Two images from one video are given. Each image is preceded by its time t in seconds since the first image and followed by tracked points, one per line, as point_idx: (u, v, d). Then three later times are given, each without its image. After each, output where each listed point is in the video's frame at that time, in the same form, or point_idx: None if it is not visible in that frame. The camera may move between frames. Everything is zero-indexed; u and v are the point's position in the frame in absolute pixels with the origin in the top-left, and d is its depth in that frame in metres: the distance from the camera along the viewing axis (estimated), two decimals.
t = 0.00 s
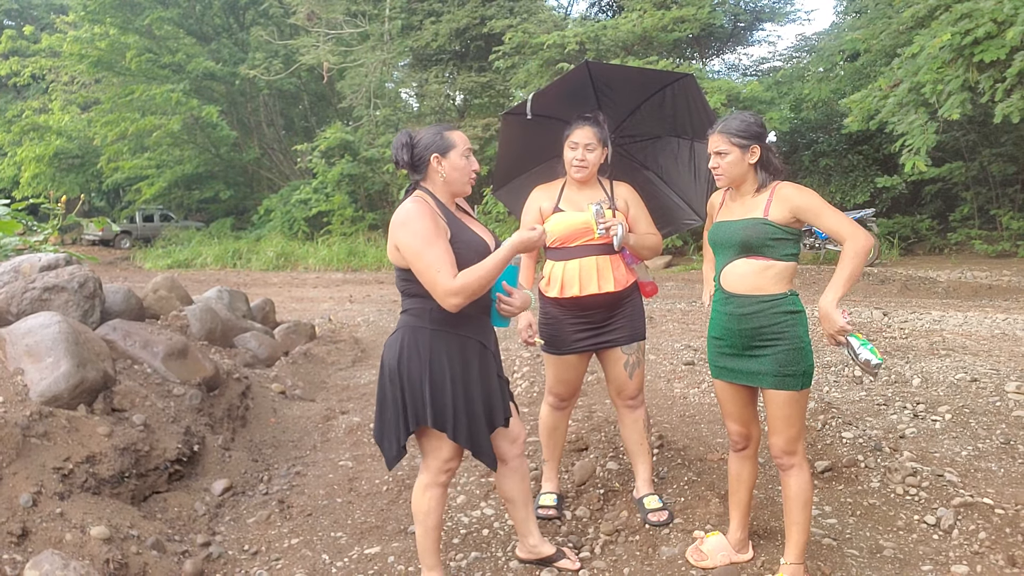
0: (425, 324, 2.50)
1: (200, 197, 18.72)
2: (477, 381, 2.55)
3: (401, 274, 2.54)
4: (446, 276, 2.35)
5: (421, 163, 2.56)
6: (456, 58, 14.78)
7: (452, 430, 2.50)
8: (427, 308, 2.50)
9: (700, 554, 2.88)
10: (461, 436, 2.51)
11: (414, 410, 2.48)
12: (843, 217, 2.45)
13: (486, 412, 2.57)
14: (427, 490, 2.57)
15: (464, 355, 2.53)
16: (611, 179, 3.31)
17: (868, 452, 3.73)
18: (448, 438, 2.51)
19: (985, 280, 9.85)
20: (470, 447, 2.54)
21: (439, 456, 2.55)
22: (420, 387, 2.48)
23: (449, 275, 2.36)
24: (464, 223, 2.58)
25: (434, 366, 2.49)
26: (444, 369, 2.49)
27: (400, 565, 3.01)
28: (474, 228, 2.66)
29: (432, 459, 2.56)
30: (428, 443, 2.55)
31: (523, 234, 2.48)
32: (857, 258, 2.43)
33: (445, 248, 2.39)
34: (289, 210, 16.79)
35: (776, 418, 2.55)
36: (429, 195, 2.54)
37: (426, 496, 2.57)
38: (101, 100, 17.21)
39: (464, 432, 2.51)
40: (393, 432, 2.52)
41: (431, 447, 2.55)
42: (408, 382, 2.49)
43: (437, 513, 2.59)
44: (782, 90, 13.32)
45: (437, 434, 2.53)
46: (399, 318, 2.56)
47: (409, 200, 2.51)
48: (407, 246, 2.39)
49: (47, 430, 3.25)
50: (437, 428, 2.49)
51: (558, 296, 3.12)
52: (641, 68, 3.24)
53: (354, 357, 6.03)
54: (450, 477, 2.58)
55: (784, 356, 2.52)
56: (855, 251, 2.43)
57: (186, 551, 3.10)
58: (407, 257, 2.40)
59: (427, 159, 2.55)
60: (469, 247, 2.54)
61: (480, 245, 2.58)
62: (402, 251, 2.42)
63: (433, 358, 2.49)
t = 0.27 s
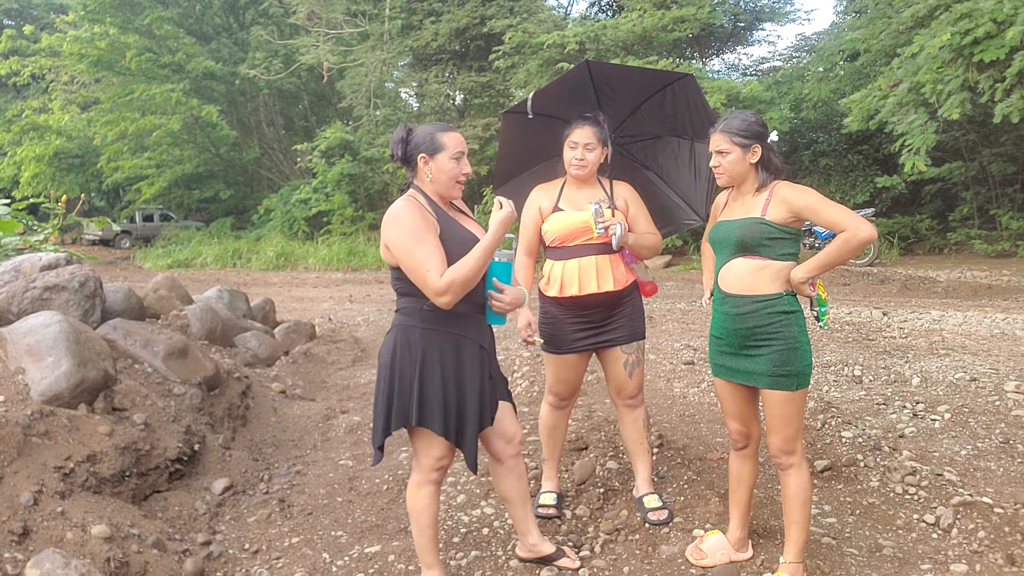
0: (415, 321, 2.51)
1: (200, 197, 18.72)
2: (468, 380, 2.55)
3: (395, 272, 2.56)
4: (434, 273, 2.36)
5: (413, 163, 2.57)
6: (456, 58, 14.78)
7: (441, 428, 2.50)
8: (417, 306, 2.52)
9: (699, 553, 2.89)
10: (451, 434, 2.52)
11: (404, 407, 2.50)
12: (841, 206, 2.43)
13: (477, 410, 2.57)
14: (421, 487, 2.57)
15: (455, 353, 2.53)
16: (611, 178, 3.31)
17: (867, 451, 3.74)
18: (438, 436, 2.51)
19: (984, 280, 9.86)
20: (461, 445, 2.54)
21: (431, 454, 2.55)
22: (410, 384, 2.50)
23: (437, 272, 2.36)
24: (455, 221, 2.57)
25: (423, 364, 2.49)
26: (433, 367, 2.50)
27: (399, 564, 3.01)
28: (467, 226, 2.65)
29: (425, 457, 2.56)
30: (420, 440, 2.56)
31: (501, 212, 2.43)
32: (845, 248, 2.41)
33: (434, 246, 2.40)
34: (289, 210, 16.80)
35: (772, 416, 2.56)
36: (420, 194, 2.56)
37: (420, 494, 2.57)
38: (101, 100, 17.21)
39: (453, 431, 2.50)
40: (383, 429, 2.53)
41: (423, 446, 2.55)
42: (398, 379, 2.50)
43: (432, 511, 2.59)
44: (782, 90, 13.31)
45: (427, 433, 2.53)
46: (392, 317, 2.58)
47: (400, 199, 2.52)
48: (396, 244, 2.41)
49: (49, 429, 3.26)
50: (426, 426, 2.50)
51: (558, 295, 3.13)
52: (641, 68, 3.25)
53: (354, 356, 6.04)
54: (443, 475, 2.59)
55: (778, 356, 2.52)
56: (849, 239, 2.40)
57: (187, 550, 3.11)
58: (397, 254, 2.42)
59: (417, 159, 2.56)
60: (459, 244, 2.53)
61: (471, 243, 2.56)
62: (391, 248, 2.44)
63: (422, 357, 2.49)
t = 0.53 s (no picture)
0: (401, 321, 2.52)
1: (199, 196, 18.72)
2: (457, 380, 2.53)
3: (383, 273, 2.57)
4: (415, 277, 2.37)
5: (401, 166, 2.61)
6: (455, 57, 14.78)
7: (430, 427, 2.49)
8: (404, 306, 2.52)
9: (700, 551, 2.88)
10: (440, 434, 2.50)
11: (393, 407, 2.51)
12: (830, 217, 2.41)
13: (467, 410, 2.55)
14: (418, 487, 2.57)
15: (441, 353, 2.52)
16: (611, 177, 3.30)
17: (868, 450, 3.73)
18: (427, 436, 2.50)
19: (984, 279, 9.86)
20: (451, 446, 2.53)
21: (425, 455, 2.54)
22: (398, 386, 2.50)
23: (418, 276, 2.37)
24: (441, 222, 2.56)
25: (410, 365, 2.49)
26: (420, 367, 2.49)
27: (399, 563, 3.00)
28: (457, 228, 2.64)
29: (419, 458, 2.56)
30: (414, 440, 2.55)
31: (500, 243, 2.43)
32: (831, 261, 2.39)
33: (416, 248, 2.41)
34: (289, 210, 16.80)
35: (774, 417, 2.55)
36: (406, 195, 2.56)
37: (417, 494, 2.57)
38: (100, 99, 17.20)
39: (442, 432, 2.49)
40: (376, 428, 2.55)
41: (417, 446, 2.55)
42: (386, 379, 2.51)
43: (431, 511, 2.59)
44: (782, 90, 13.33)
45: (419, 433, 2.53)
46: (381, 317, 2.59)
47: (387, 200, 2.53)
48: (377, 246, 2.42)
49: (48, 428, 3.25)
50: (415, 426, 2.50)
51: (558, 294, 3.12)
52: (640, 66, 3.26)
53: (353, 356, 6.03)
54: (439, 475, 2.58)
55: (781, 356, 2.52)
56: (830, 254, 2.39)
57: (186, 549, 3.10)
58: (378, 256, 2.43)
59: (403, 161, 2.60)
60: (444, 245, 2.51)
61: (456, 244, 2.54)
62: (374, 250, 2.44)
63: (409, 357, 2.49)
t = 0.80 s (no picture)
0: (397, 322, 2.53)
1: (199, 197, 18.73)
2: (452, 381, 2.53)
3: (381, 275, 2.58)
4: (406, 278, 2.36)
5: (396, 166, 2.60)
6: (455, 58, 14.77)
7: (425, 429, 2.49)
8: (400, 307, 2.53)
9: (701, 553, 2.88)
10: (436, 434, 2.50)
11: (389, 408, 2.51)
12: (836, 217, 2.40)
13: (463, 410, 2.55)
14: (418, 490, 2.56)
15: (437, 354, 2.52)
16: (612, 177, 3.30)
17: (869, 451, 3.73)
18: (422, 437, 2.50)
19: (984, 280, 9.85)
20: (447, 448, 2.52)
21: (423, 457, 2.53)
22: (393, 386, 2.51)
23: (409, 277, 2.37)
24: (435, 223, 2.55)
25: (406, 366, 2.50)
26: (416, 368, 2.50)
27: (400, 565, 3.00)
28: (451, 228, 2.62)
29: (417, 460, 2.55)
30: (411, 442, 2.55)
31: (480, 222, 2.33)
32: (837, 261, 2.39)
33: (407, 249, 2.40)
34: (289, 210, 16.80)
35: (778, 418, 2.55)
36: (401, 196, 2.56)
37: (417, 496, 2.56)
38: (100, 100, 17.21)
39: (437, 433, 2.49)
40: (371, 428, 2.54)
41: (415, 448, 2.54)
42: (383, 380, 2.52)
43: (431, 514, 2.58)
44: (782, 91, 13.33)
45: (415, 434, 2.52)
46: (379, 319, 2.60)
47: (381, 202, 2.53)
48: (370, 249, 2.43)
49: (48, 430, 3.24)
50: (410, 427, 2.50)
51: (560, 295, 3.11)
52: (641, 66, 3.25)
53: (354, 357, 6.02)
54: (437, 477, 2.56)
55: (788, 357, 2.52)
56: (835, 254, 2.39)
57: (187, 552, 3.10)
58: (371, 258, 2.44)
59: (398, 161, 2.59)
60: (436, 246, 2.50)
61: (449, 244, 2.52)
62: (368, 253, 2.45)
63: (405, 358, 2.50)
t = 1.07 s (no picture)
0: (399, 323, 2.51)
1: (199, 196, 18.72)
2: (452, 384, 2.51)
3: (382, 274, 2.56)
4: (412, 284, 2.36)
5: (407, 162, 2.55)
6: (455, 57, 14.76)
7: (425, 430, 2.48)
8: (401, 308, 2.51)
9: (701, 554, 2.87)
10: (436, 436, 2.49)
11: (391, 408, 2.52)
12: (842, 219, 2.40)
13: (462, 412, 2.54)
14: (419, 490, 2.55)
15: (437, 355, 2.50)
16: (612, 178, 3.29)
17: (870, 452, 3.72)
18: (422, 438, 2.49)
19: (985, 280, 9.84)
20: (448, 449, 2.51)
21: (424, 457, 2.53)
22: (395, 387, 2.50)
23: (415, 283, 2.36)
24: (442, 226, 2.54)
25: (407, 367, 2.49)
26: (416, 370, 2.49)
27: (400, 565, 2.99)
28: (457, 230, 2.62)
29: (418, 460, 2.54)
30: (412, 442, 2.55)
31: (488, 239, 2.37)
32: (841, 262, 2.38)
33: (414, 254, 2.40)
34: (289, 210, 16.79)
35: (779, 419, 2.54)
36: (409, 197, 2.54)
37: (418, 497, 2.56)
38: (100, 99, 17.20)
39: (437, 435, 2.48)
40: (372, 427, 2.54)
41: (416, 449, 2.53)
42: (384, 380, 2.51)
43: (431, 515, 2.58)
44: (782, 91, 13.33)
45: (416, 435, 2.52)
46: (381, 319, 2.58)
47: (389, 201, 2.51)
48: (376, 250, 2.41)
49: (47, 430, 3.24)
50: (411, 428, 2.49)
51: (560, 296, 3.10)
52: (641, 66, 3.24)
53: (354, 357, 6.02)
54: (438, 478, 2.56)
55: (789, 356, 2.51)
56: (840, 254, 2.37)
57: (186, 552, 3.09)
58: (376, 260, 2.42)
59: (411, 158, 2.54)
60: (442, 249, 2.49)
61: (455, 247, 2.52)
62: (372, 255, 2.42)
63: (406, 359, 2.49)
